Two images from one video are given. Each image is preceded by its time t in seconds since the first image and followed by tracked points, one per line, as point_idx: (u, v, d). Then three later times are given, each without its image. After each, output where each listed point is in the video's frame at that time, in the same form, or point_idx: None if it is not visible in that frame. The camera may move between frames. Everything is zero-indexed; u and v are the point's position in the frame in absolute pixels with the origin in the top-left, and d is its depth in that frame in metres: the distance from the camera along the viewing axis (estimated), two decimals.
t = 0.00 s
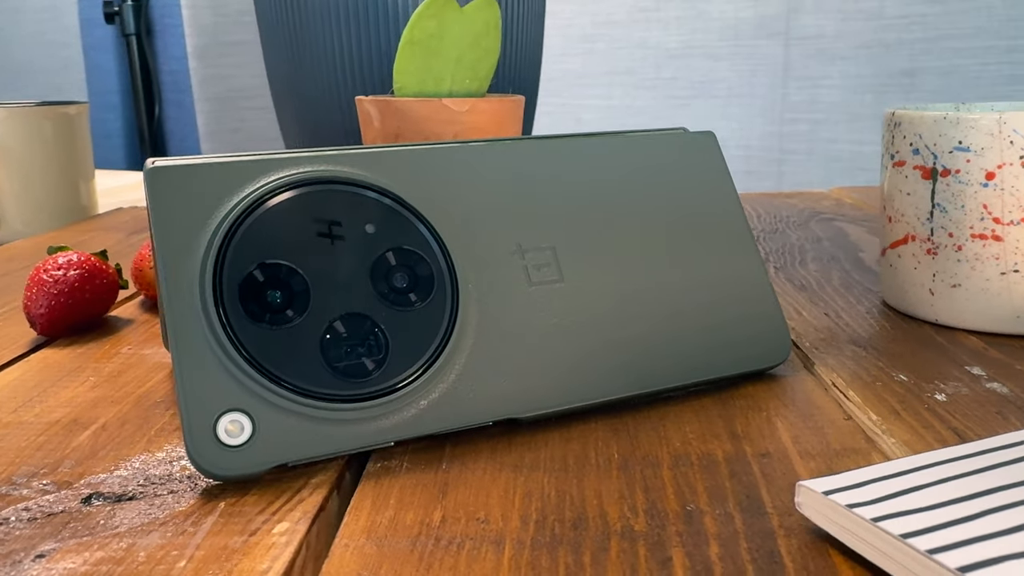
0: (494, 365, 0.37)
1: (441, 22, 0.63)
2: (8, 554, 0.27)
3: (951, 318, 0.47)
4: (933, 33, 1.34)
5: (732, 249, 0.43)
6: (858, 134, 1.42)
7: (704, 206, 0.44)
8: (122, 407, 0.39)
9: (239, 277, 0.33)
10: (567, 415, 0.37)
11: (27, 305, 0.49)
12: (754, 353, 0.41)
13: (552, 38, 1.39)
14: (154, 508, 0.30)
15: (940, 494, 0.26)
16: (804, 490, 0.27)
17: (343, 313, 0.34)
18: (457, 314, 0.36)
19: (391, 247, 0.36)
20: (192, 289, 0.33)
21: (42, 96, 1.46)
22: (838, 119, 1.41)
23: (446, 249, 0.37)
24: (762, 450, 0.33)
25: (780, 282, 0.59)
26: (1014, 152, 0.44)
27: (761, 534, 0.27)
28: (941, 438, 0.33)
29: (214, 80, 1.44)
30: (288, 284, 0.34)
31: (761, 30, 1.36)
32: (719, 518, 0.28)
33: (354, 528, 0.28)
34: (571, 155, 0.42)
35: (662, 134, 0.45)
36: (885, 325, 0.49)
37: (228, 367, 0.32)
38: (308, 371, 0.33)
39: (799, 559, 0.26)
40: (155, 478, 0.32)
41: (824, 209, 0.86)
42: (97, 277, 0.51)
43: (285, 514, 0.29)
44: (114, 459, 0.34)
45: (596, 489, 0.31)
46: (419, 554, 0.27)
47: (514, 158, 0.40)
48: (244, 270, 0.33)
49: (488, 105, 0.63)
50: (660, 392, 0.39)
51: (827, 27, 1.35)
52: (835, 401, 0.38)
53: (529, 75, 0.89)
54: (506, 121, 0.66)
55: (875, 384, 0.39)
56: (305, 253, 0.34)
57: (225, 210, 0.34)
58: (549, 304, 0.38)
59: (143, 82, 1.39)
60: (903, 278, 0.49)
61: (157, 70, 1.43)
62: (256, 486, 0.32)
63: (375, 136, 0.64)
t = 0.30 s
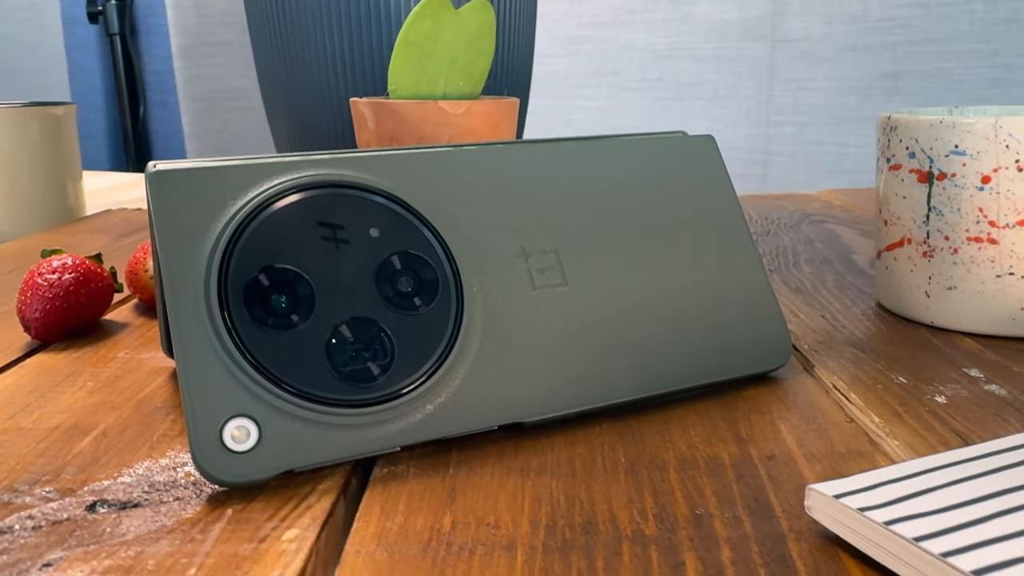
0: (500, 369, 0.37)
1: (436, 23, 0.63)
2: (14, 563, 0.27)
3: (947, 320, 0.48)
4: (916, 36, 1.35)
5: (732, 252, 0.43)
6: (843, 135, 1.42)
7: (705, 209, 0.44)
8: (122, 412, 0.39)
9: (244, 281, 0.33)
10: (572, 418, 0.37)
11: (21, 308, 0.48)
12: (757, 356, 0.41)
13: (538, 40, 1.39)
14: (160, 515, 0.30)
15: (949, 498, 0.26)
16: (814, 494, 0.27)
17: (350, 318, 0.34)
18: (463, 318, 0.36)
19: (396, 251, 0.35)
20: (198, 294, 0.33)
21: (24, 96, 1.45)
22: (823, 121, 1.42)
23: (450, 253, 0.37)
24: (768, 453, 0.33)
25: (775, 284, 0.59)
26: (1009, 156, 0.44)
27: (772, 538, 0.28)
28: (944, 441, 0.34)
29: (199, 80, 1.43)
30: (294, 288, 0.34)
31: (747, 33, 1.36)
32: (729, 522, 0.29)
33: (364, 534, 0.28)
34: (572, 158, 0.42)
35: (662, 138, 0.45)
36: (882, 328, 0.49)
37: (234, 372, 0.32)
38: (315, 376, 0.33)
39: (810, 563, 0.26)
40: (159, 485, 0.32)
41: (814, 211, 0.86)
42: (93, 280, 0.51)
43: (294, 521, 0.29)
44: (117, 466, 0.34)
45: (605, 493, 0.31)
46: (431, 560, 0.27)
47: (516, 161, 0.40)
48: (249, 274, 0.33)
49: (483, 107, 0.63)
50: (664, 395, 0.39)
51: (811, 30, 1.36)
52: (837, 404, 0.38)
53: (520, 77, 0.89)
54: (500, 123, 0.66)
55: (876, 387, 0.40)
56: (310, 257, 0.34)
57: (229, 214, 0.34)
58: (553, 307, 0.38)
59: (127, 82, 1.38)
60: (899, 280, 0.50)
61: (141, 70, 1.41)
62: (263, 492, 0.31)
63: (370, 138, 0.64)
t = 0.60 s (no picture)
0: (506, 373, 0.36)
1: (429, 25, 0.63)
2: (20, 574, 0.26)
3: (941, 322, 0.48)
4: (894, 39, 1.36)
5: (732, 255, 0.43)
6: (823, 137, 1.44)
7: (705, 212, 0.44)
8: (120, 418, 0.38)
9: (249, 285, 0.32)
10: (578, 422, 0.37)
11: (11, 313, 0.47)
12: (759, 358, 0.41)
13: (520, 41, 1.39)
14: (166, 523, 0.29)
15: (962, 500, 0.26)
16: (827, 496, 0.27)
17: (356, 322, 0.34)
18: (468, 322, 0.36)
19: (401, 254, 0.35)
20: (201, 299, 0.32)
21: None
22: (803, 123, 1.43)
23: (455, 257, 0.37)
24: (775, 455, 0.34)
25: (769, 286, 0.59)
26: (1004, 159, 0.45)
27: (786, 540, 0.28)
28: (949, 443, 0.34)
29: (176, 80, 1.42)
30: (299, 292, 0.33)
31: (726, 34, 1.37)
32: (742, 525, 0.29)
33: (376, 541, 0.28)
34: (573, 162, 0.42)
35: (662, 140, 0.45)
36: (878, 329, 0.50)
37: (239, 377, 0.32)
38: (321, 381, 0.33)
39: (826, 566, 0.26)
40: (163, 492, 0.31)
41: (801, 213, 0.87)
42: (85, 284, 0.50)
43: (305, 528, 0.29)
44: (119, 473, 0.33)
45: (616, 497, 0.31)
46: (446, 566, 0.27)
47: (517, 164, 0.40)
48: (254, 278, 0.33)
49: (476, 109, 0.63)
50: (668, 398, 0.39)
51: (790, 32, 1.37)
52: (840, 406, 0.38)
53: (508, 78, 0.89)
54: (493, 124, 0.66)
55: (876, 388, 0.40)
56: (315, 260, 0.34)
57: (233, 217, 0.33)
58: (557, 311, 0.38)
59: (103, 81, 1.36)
60: (894, 282, 0.50)
61: (119, 69, 1.40)
62: (270, 499, 0.31)
63: (362, 140, 0.64)
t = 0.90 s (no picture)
0: (516, 366, 0.36)
1: (424, 20, 0.63)
2: (29, 572, 0.26)
3: (940, 316, 0.48)
4: (875, 40, 1.38)
5: (737, 248, 0.43)
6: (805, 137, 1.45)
7: (709, 205, 0.44)
8: (121, 415, 0.37)
9: (257, 277, 0.32)
10: (588, 416, 0.37)
11: (3, 309, 0.46)
12: (766, 352, 0.41)
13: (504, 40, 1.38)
14: (176, 520, 0.29)
15: (982, 490, 0.26)
16: (846, 487, 0.27)
17: (366, 315, 0.34)
18: (477, 315, 0.36)
19: (410, 247, 0.35)
20: (209, 291, 0.32)
21: None
22: (787, 122, 1.44)
23: (463, 250, 0.36)
24: (787, 447, 0.34)
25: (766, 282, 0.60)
26: (1003, 154, 0.45)
27: (805, 532, 0.28)
28: (959, 435, 0.34)
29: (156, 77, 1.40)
30: (308, 286, 0.33)
31: (709, 34, 1.37)
32: (759, 517, 0.29)
33: (393, 536, 0.28)
34: (577, 156, 0.42)
35: (665, 134, 0.45)
36: (877, 324, 0.50)
37: (248, 370, 0.31)
38: (332, 374, 0.32)
39: (847, 556, 0.26)
40: (171, 489, 0.31)
41: (791, 210, 0.87)
42: (78, 280, 0.49)
43: (319, 523, 0.29)
44: (124, 470, 0.32)
45: (631, 490, 0.30)
46: (466, 560, 0.26)
47: (523, 159, 0.40)
48: (262, 271, 0.32)
49: (472, 104, 0.62)
50: (677, 391, 0.39)
51: (773, 32, 1.38)
52: (847, 398, 0.38)
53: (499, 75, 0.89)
54: (489, 120, 0.65)
55: (882, 381, 0.40)
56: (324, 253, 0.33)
57: (239, 210, 0.33)
58: (565, 304, 0.38)
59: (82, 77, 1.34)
60: (893, 277, 0.51)
61: (100, 66, 1.39)
62: (282, 495, 0.30)
63: (356, 134, 0.63)
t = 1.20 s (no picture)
0: (529, 370, 0.36)
1: (420, 20, 0.62)
2: None
3: (938, 318, 0.49)
4: (853, 42, 1.39)
5: (742, 250, 0.44)
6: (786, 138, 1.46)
7: (714, 208, 0.44)
8: (126, 421, 0.37)
9: (272, 282, 0.32)
10: (601, 419, 0.37)
11: None
12: (774, 353, 0.42)
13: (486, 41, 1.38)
14: (194, 529, 0.28)
15: (1002, 491, 0.27)
16: (867, 489, 0.28)
17: (380, 320, 0.33)
18: (491, 319, 0.36)
19: (423, 251, 0.35)
20: (222, 296, 0.31)
21: None
22: (768, 124, 1.44)
23: (476, 253, 0.36)
24: (801, 449, 0.34)
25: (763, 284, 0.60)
26: (1001, 157, 0.46)
27: (826, 534, 0.28)
28: (968, 436, 0.35)
29: (134, 76, 1.38)
30: (322, 290, 0.32)
31: (688, 36, 1.38)
32: (781, 520, 0.29)
33: (416, 543, 0.27)
34: (584, 159, 0.42)
35: (669, 137, 0.45)
36: (877, 326, 0.50)
37: (264, 376, 0.31)
38: (347, 380, 0.32)
39: (871, 558, 0.26)
40: (185, 497, 0.31)
41: (781, 212, 0.88)
42: (74, 284, 0.48)
43: (339, 531, 0.28)
44: (136, 478, 0.32)
45: (650, 493, 0.31)
46: (492, 567, 0.26)
47: (531, 162, 0.40)
48: (276, 275, 0.32)
49: (468, 106, 0.62)
50: (688, 394, 0.39)
51: (752, 34, 1.39)
52: (855, 400, 0.39)
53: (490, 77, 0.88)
54: (485, 122, 0.65)
55: (888, 383, 0.40)
56: (338, 258, 0.33)
57: (251, 213, 0.33)
58: (576, 307, 0.38)
59: (59, 76, 1.32)
60: (891, 279, 0.51)
61: (76, 65, 1.36)
62: (299, 502, 0.30)
63: (352, 136, 0.63)
